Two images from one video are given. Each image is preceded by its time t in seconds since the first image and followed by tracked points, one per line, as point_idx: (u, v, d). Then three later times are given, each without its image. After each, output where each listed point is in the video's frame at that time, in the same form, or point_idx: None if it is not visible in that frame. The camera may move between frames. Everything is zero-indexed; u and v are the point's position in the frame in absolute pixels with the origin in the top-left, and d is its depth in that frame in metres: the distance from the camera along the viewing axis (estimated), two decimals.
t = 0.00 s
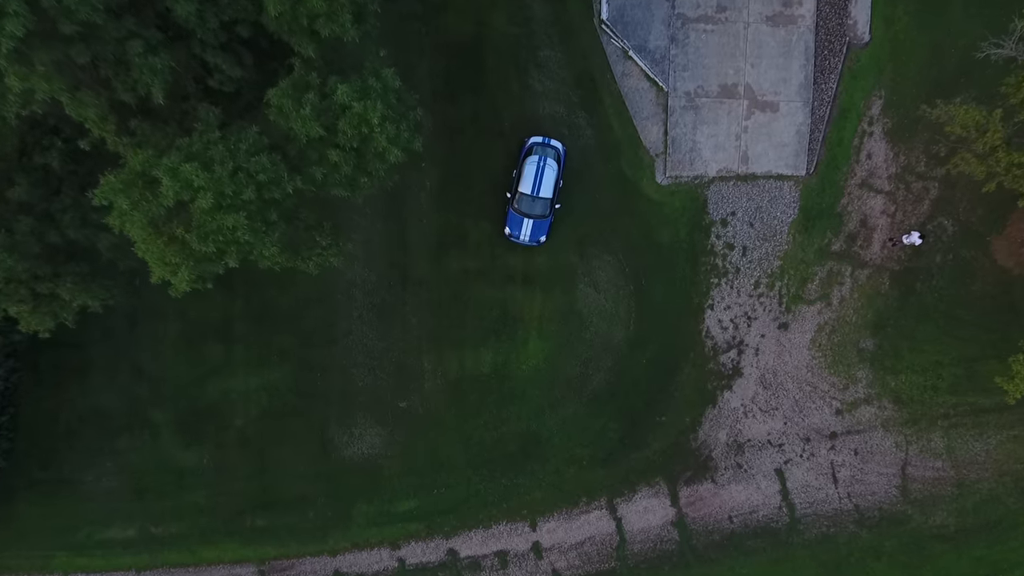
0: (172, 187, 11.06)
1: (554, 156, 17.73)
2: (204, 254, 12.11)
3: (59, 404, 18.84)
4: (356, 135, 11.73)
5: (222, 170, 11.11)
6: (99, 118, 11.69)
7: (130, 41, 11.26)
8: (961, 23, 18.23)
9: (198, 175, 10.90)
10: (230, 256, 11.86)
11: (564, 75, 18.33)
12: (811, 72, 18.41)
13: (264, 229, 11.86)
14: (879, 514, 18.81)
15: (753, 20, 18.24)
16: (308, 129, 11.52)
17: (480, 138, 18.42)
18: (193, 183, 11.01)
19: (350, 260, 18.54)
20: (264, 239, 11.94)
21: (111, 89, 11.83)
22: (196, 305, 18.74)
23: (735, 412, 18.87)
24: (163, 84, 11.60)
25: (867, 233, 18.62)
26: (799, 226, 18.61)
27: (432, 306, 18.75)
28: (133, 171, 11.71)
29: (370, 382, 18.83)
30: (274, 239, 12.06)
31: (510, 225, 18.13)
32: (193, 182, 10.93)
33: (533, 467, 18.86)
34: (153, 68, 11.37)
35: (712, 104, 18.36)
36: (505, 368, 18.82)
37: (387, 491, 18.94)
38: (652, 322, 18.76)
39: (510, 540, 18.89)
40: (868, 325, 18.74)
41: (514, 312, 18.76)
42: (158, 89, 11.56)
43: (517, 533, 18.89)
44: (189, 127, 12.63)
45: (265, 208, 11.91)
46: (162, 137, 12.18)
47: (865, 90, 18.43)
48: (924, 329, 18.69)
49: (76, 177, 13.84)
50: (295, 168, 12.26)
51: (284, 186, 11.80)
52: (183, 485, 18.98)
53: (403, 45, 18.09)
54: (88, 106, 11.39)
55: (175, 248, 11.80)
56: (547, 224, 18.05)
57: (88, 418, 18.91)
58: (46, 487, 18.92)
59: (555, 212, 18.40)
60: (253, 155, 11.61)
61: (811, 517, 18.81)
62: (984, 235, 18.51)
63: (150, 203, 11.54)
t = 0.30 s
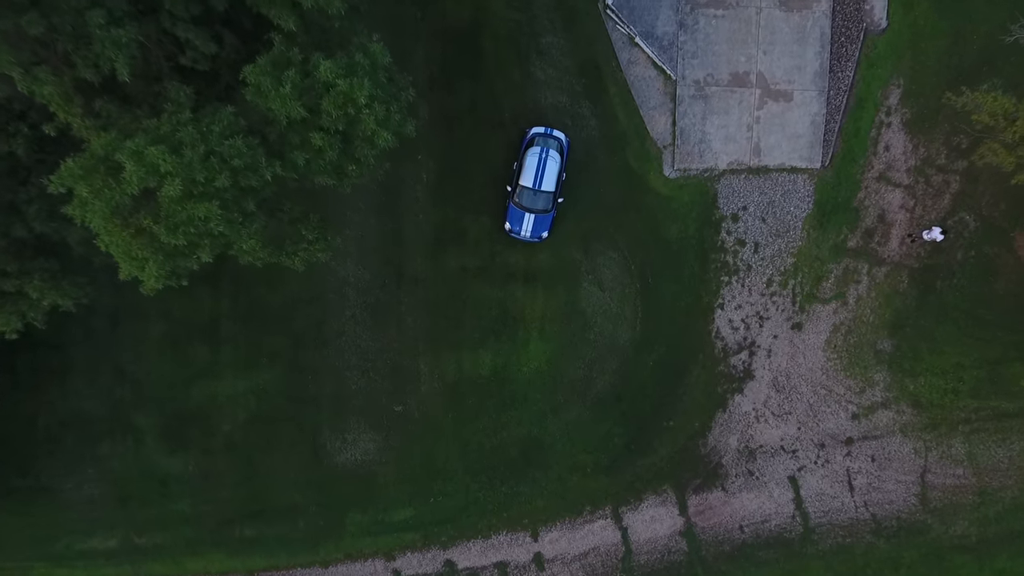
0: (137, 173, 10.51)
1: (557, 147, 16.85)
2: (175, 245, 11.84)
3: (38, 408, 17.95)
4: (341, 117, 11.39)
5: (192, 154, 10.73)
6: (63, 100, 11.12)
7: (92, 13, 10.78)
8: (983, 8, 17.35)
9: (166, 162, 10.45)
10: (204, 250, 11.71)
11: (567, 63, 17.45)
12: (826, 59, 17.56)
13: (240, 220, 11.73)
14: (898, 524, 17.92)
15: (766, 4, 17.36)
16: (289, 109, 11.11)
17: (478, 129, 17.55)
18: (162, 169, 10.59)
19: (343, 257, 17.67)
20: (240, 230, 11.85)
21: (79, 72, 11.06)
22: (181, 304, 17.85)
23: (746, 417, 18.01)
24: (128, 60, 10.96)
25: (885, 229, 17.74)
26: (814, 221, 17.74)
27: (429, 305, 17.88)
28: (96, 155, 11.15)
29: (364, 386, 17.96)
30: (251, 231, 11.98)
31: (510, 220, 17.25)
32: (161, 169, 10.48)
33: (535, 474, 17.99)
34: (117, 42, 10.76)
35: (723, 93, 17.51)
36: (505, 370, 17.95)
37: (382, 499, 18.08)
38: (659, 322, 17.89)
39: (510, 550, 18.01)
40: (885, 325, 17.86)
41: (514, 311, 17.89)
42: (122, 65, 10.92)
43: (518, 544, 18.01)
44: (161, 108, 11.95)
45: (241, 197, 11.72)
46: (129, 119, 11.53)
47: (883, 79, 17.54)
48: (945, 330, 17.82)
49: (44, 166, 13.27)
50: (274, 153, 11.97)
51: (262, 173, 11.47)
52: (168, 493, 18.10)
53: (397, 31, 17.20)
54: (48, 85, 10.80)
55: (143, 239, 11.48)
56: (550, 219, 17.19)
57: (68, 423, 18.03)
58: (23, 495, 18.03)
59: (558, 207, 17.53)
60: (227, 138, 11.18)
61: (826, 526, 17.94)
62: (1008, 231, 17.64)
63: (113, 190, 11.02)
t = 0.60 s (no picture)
0: (100, 160, 9.97)
1: (560, 141, 16.05)
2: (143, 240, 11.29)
3: (16, 414, 17.12)
4: (326, 101, 10.95)
5: (162, 141, 10.12)
6: (26, 84, 10.39)
7: None
8: None
9: (132, 148, 9.90)
10: (176, 245, 11.18)
11: (571, 52, 16.64)
12: (843, 48, 16.77)
13: (215, 213, 11.27)
14: (917, 535, 17.12)
15: None
16: (269, 91, 10.52)
17: (478, 122, 16.76)
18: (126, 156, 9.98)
19: (336, 255, 16.87)
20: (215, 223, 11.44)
21: (40, 51, 10.26)
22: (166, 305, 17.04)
23: (759, 423, 17.21)
24: (90, 36, 10.09)
25: (904, 226, 16.94)
26: (829, 218, 16.94)
27: (426, 306, 17.07)
28: (55, 141, 10.52)
29: (358, 391, 17.15)
30: (228, 224, 11.57)
31: (512, 217, 16.43)
32: (127, 156, 9.94)
33: (537, 483, 17.19)
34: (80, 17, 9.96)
35: (734, 84, 16.72)
36: (506, 374, 17.14)
37: (377, 509, 17.28)
38: (667, 323, 17.10)
39: (512, 563, 17.20)
40: (904, 327, 17.07)
41: (516, 312, 17.09)
42: (85, 41, 10.02)
43: (520, 556, 17.20)
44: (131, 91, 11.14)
45: (217, 187, 11.27)
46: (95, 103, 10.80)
47: (902, 69, 16.72)
48: (966, 332, 17.01)
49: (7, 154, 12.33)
50: (253, 140, 11.49)
51: (239, 162, 10.98)
52: (153, 502, 17.27)
53: (393, 19, 16.40)
54: (9, 64, 10.11)
55: (107, 232, 10.92)
56: (553, 216, 16.39)
57: (48, 430, 17.20)
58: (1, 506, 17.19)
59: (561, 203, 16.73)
60: (199, 122, 10.55)
61: (841, 537, 17.14)
62: None
63: (74, 180, 10.43)
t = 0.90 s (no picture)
0: (54, 145, 9.39)
1: (564, 133, 15.30)
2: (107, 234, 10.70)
3: None
4: (308, 81, 10.26)
5: (125, 124, 9.45)
6: None
7: None
8: None
9: (90, 132, 9.23)
10: (143, 240, 10.57)
11: (575, 41, 15.88)
12: (860, 36, 16.02)
13: (187, 203, 10.61)
14: (937, 546, 16.36)
15: None
16: (246, 68, 9.82)
17: (478, 114, 16.00)
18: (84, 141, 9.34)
19: (330, 254, 16.11)
20: (187, 214, 10.76)
21: None
22: (152, 306, 16.28)
23: (771, 429, 16.46)
24: (45, 7, 9.54)
25: (923, 223, 16.18)
26: (845, 215, 16.19)
27: (424, 307, 16.32)
28: (8, 124, 9.90)
29: (353, 395, 16.40)
30: (201, 216, 10.97)
31: (513, 214, 15.67)
32: (84, 140, 9.28)
33: (540, 492, 16.44)
34: None
35: (746, 73, 15.97)
36: (507, 378, 16.39)
37: (372, 519, 16.52)
38: (675, 324, 16.35)
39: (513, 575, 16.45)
40: (923, 328, 16.31)
41: (517, 313, 16.34)
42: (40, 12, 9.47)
43: (522, 568, 16.44)
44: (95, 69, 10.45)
45: (189, 175, 10.61)
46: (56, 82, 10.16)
47: (922, 58, 15.95)
48: (989, 334, 16.25)
49: None
50: (230, 124, 10.80)
51: (212, 148, 10.32)
52: (138, 511, 16.52)
53: (389, 5, 15.64)
54: None
55: (68, 223, 10.38)
56: (556, 212, 15.63)
57: (28, 436, 16.44)
58: None
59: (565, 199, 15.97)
60: (168, 102, 9.85)
61: (858, 549, 16.38)
62: None
63: (27, 166, 9.83)
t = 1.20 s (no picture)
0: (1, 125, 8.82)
1: (567, 125, 14.59)
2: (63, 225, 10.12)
3: None
4: (287, 56, 9.74)
5: (80, 102, 8.79)
6: None
7: None
8: None
9: (42, 112, 8.66)
10: (103, 233, 10.05)
11: (578, 28, 15.17)
12: (876, 23, 15.33)
13: (153, 193, 10.06)
14: (956, 556, 15.65)
15: None
16: (217, 41, 9.23)
17: (477, 105, 15.30)
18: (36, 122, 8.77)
19: (322, 251, 15.41)
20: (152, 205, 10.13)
21: None
22: (136, 306, 15.57)
23: (784, 434, 15.77)
24: None
25: (942, 218, 15.47)
26: (860, 210, 15.49)
27: (420, 306, 15.61)
28: None
29: (346, 399, 15.70)
30: (169, 205, 10.33)
31: (514, 209, 14.97)
32: (35, 120, 8.73)
33: (541, 500, 15.74)
34: None
35: (758, 62, 15.27)
36: (507, 381, 15.69)
37: (367, 528, 15.83)
38: (683, 325, 15.65)
39: None
40: (942, 329, 15.60)
41: (518, 313, 15.64)
42: None
43: None
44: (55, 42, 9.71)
45: (156, 161, 9.94)
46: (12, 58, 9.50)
47: (941, 46, 15.24)
48: (1011, 334, 15.54)
49: None
50: (203, 104, 10.15)
51: (180, 130, 9.64)
52: (122, 520, 15.82)
53: None
54: None
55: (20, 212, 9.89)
56: (559, 208, 14.93)
57: (8, 442, 15.73)
58: None
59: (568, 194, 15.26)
60: (130, 77, 9.12)
61: (874, 559, 15.69)
62: None
63: None
